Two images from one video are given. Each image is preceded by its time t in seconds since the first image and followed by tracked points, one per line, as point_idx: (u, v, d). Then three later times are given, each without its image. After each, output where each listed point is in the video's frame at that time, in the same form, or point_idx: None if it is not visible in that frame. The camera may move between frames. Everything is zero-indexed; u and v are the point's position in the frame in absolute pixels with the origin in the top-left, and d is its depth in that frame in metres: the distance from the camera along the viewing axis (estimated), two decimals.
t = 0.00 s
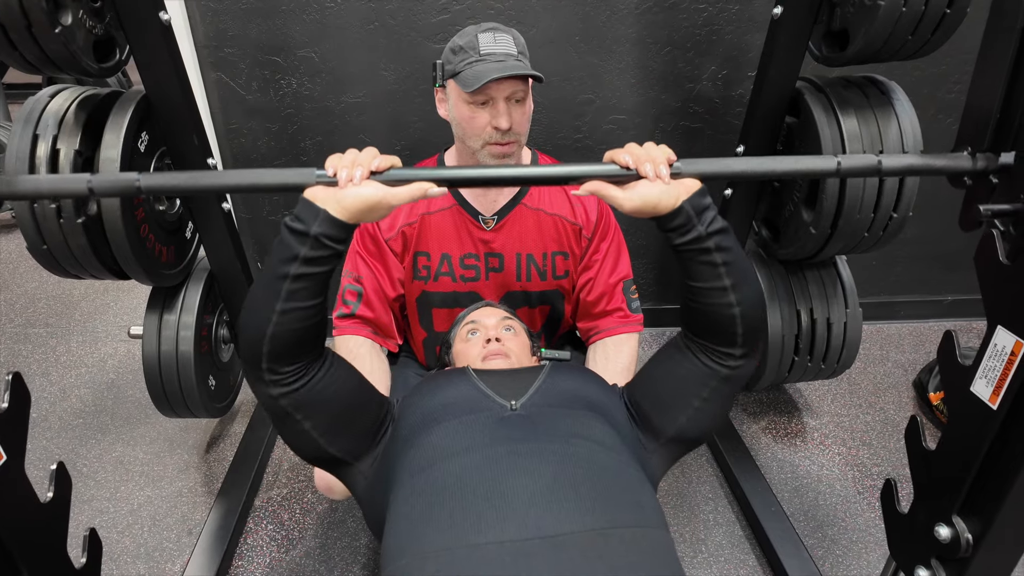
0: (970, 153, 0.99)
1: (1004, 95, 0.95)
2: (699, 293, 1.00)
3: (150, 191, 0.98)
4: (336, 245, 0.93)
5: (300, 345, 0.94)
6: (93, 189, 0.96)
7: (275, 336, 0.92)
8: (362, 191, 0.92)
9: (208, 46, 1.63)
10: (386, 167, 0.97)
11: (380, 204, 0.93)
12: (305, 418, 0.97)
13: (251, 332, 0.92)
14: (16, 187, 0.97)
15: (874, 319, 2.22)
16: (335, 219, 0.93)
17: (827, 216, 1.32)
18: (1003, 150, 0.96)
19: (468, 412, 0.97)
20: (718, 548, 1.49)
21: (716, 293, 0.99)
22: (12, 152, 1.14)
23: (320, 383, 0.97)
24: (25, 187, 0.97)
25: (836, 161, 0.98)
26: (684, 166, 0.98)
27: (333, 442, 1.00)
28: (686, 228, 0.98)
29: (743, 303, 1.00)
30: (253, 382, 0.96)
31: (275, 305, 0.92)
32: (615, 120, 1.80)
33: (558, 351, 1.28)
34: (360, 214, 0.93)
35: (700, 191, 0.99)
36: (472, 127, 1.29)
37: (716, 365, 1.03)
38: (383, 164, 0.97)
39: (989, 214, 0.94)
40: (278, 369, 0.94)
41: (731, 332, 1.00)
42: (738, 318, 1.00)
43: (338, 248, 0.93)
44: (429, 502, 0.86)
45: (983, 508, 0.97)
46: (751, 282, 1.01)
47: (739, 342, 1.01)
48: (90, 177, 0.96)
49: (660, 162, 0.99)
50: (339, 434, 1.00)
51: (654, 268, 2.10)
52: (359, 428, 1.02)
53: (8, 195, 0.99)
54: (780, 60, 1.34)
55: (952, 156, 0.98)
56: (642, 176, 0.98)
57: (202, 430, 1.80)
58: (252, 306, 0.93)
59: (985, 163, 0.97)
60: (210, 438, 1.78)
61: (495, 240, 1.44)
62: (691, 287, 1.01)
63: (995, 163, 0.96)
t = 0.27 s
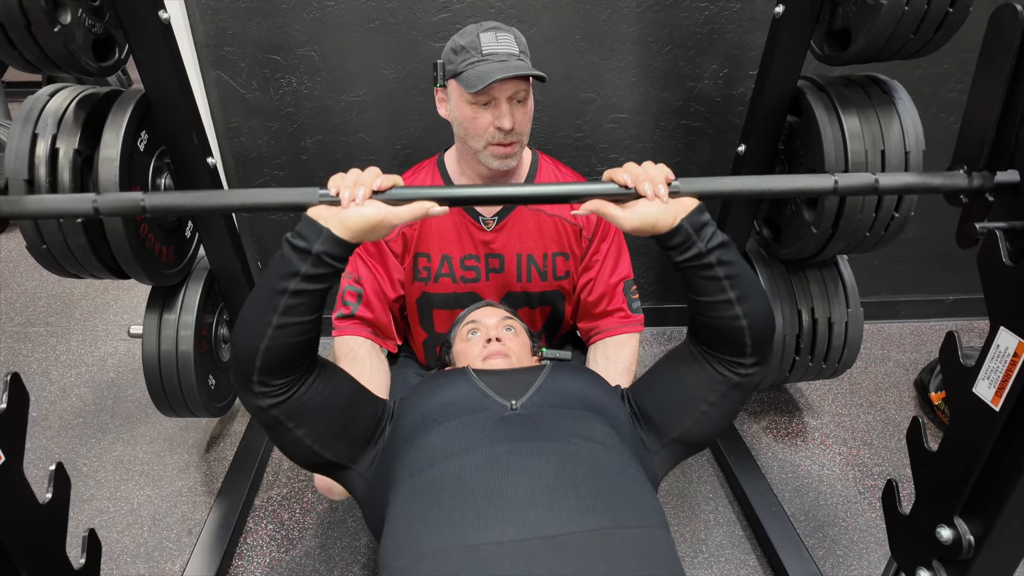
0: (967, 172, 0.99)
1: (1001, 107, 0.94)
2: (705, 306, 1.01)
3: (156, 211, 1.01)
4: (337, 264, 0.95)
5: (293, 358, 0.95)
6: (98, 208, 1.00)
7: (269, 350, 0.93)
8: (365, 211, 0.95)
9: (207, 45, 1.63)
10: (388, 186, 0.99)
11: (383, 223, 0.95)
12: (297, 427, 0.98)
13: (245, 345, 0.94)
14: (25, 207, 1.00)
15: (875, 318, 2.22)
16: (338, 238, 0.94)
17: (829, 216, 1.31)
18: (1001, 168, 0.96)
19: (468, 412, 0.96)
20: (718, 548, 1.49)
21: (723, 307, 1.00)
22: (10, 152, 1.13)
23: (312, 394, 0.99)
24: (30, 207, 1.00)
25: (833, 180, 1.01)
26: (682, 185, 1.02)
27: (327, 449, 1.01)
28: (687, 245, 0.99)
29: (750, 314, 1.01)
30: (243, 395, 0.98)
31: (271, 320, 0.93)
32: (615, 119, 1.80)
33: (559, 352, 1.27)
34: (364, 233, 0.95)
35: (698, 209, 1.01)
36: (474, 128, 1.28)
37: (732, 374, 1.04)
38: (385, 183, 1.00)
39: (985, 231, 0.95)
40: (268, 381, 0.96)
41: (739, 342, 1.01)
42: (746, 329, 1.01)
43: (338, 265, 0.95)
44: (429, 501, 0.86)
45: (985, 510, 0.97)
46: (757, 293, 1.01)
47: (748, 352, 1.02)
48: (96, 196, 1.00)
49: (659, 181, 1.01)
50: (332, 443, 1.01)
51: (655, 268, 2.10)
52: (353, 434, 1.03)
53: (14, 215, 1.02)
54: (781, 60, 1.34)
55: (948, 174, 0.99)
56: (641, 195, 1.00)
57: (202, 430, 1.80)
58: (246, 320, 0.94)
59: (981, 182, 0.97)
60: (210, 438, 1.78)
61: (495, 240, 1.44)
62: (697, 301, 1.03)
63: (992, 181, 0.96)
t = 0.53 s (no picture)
0: (965, 181, 1.03)
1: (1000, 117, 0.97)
2: (708, 315, 1.03)
3: (157, 221, 1.05)
4: (337, 274, 0.96)
5: (290, 366, 0.96)
6: (102, 220, 1.04)
7: (265, 358, 0.94)
8: (367, 222, 0.97)
9: (208, 44, 1.62)
10: (389, 198, 1.02)
11: (384, 233, 0.98)
12: (291, 433, 0.99)
13: (241, 353, 0.95)
14: (33, 219, 1.03)
15: (875, 317, 2.21)
16: (341, 248, 0.96)
17: (829, 215, 1.31)
18: (998, 178, 0.99)
19: (469, 412, 0.97)
20: (718, 547, 1.49)
21: (726, 314, 1.01)
22: (10, 151, 1.14)
23: (307, 400, 0.99)
24: (38, 218, 1.03)
25: (831, 191, 1.04)
26: (680, 196, 1.04)
27: (322, 453, 1.01)
28: (686, 255, 1.01)
29: (753, 321, 1.02)
30: (237, 403, 0.98)
31: (269, 328, 0.94)
32: (616, 117, 1.80)
33: (559, 352, 1.27)
34: (366, 243, 0.97)
35: (697, 220, 1.02)
36: (474, 128, 1.28)
37: (738, 380, 1.05)
38: (386, 195, 1.02)
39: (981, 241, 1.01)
40: (262, 388, 0.96)
41: (744, 350, 1.02)
42: (750, 337, 1.01)
43: (338, 276, 0.96)
44: (428, 500, 0.86)
45: (986, 510, 0.97)
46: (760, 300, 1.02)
47: (753, 359, 1.03)
48: (99, 208, 1.03)
49: (658, 192, 1.03)
50: (328, 447, 1.01)
51: (655, 267, 2.10)
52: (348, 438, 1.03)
53: (21, 226, 1.04)
54: (782, 59, 1.33)
55: (947, 183, 1.03)
56: (640, 206, 1.02)
57: (203, 428, 1.79)
58: (243, 328, 0.95)
59: (978, 192, 1.01)
60: (211, 436, 1.78)
61: (495, 240, 1.44)
62: (700, 309, 1.04)
63: (988, 192, 0.99)
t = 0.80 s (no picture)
0: (960, 193, 1.03)
1: (996, 132, 0.98)
2: (709, 322, 1.04)
3: (162, 231, 1.04)
4: (337, 283, 0.97)
5: (287, 371, 0.97)
6: (107, 229, 1.04)
7: (262, 364, 0.95)
8: (369, 232, 0.97)
9: (208, 41, 1.62)
10: (391, 209, 1.02)
11: (386, 243, 0.98)
12: (286, 437, 0.99)
13: (238, 359, 0.95)
14: (38, 228, 1.03)
15: (876, 316, 2.21)
16: (343, 258, 0.96)
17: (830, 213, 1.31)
18: (993, 190, 1.00)
19: (469, 410, 0.97)
20: (718, 545, 1.49)
21: (728, 322, 1.03)
22: (11, 149, 1.14)
23: (303, 405, 1.00)
24: (44, 229, 1.03)
25: (829, 203, 1.04)
26: (679, 207, 1.04)
27: (318, 455, 1.02)
28: (684, 265, 1.02)
29: (754, 328, 1.03)
30: (232, 408, 0.99)
31: (267, 334, 0.95)
32: (617, 116, 1.80)
33: (559, 351, 1.26)
34: (368, 253, 0.98)
35: (694, 229, 1.03)
36: (471, 127, 1.28)
37: (743, 385, 1.06)
38: (387, 206, 1.02)
39: (976, 250, 1.03)
40: (259, 393, 0.97)
41: (747, 355, 1.03)
42: (752, 343, 1.03)
43: (338, 286, 0.97)
44: (429, 497, 0.86)
45: (986, 509, 0.97)
46: (761, 307, 1.04)
47: (757, 364, 1.04)
48: (105, 218, 1.04)
49: (656, 203, 1.04)
50: (323, 451, 1.02)
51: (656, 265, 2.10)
52: (345, 440, 1.03)
53: (27, 236, 1.04)
54: (784, 56, 1.33)
55: (942, 196, 1.04)
56: (639, 216, 1.03)
57: (203, 426, 1.79)
58: (241, 334, 0.96)
59: (974, 203, 1.01)
60: (211, 434, 1.78)
61: (496, 238, 1.44)
62: (701, 317, 1.05)
63: (984, 203, 1.00)
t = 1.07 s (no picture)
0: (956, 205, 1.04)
1: (989, 145, 0.99)
2: (710, 332, 1.04)
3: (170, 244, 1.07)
4: (342, 295, 0.98)
5: (289, 379, 0.97)
6: (118, 243, 1.06)
7: (264, 372, 0.95)
8: (374, 245, 0.98)
9: (211, 41, 1.63)
10: (395, 222, 1.03)
11: (391, 256, 0.99)
12: (286, 440, 1.00)
13: (240, 366, 0.96)
14: (50, 241, 1.04)
15: (877, 315, 2.22)
16: (348, 271, 0.97)
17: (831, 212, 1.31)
18: (988, 203, 1.00)
19: (471, 408, 0.97)
20: (719, 543, 1.49)
21: (729, 330, 1.03)
22: (15, 148, 1.15)
23: (304, 410, 1.00)
24: (55, 241, 1.05)
25: (826, 215, 1.06)
26: (679, 219, 1.04)
27: (318, 457, 1.02)
28: (684, 276, 1.02)
29: (756, 335, 1.04)
30: (232, 412, 0.99)
31: (271, 343, 0.95)
32: (618, 115, 1.80)
33: (559, 351, 1.26)
34: (373, 266, 0.99)
35: (693, 241, 1.03)
36: (467, 126, 1.28)
37: (747, 391, 1.06)
38: (392, 219, 1.03)
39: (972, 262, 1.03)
40: (258, 399, 0.97)
41: (750, 362, 1.04)
42: (754, 350, 1.03)
43: (344, 297, 0.98)
44: (432, 493, 0.86)
45: (985, 507, 0.97)
46: (762, 314, 1.04)
47: (761, 370, 1.05)
48: (115, 231, 1.06)
49: (656, 216, 1.04)
50: (323, 453, 1.02)
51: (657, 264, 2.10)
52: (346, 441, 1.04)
53: (37, 249, 1.05)
54: (785, 55, 1.33)
55: (937, 208, 1.04)
56: (638, 229, 1.03)
57: (206, 424, 1.80)
58: (243, 341, 0.96)
59: (969, 215, 1.01)
60: (214, 432, 1.78)
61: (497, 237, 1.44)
62: (702, 326, 1.05)
63: (979, 215, 1.00)
